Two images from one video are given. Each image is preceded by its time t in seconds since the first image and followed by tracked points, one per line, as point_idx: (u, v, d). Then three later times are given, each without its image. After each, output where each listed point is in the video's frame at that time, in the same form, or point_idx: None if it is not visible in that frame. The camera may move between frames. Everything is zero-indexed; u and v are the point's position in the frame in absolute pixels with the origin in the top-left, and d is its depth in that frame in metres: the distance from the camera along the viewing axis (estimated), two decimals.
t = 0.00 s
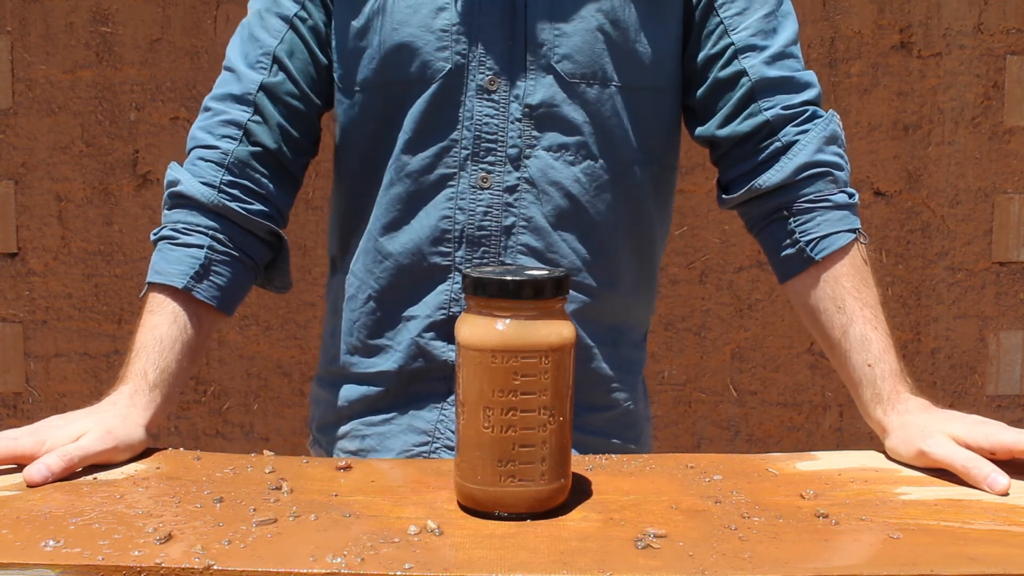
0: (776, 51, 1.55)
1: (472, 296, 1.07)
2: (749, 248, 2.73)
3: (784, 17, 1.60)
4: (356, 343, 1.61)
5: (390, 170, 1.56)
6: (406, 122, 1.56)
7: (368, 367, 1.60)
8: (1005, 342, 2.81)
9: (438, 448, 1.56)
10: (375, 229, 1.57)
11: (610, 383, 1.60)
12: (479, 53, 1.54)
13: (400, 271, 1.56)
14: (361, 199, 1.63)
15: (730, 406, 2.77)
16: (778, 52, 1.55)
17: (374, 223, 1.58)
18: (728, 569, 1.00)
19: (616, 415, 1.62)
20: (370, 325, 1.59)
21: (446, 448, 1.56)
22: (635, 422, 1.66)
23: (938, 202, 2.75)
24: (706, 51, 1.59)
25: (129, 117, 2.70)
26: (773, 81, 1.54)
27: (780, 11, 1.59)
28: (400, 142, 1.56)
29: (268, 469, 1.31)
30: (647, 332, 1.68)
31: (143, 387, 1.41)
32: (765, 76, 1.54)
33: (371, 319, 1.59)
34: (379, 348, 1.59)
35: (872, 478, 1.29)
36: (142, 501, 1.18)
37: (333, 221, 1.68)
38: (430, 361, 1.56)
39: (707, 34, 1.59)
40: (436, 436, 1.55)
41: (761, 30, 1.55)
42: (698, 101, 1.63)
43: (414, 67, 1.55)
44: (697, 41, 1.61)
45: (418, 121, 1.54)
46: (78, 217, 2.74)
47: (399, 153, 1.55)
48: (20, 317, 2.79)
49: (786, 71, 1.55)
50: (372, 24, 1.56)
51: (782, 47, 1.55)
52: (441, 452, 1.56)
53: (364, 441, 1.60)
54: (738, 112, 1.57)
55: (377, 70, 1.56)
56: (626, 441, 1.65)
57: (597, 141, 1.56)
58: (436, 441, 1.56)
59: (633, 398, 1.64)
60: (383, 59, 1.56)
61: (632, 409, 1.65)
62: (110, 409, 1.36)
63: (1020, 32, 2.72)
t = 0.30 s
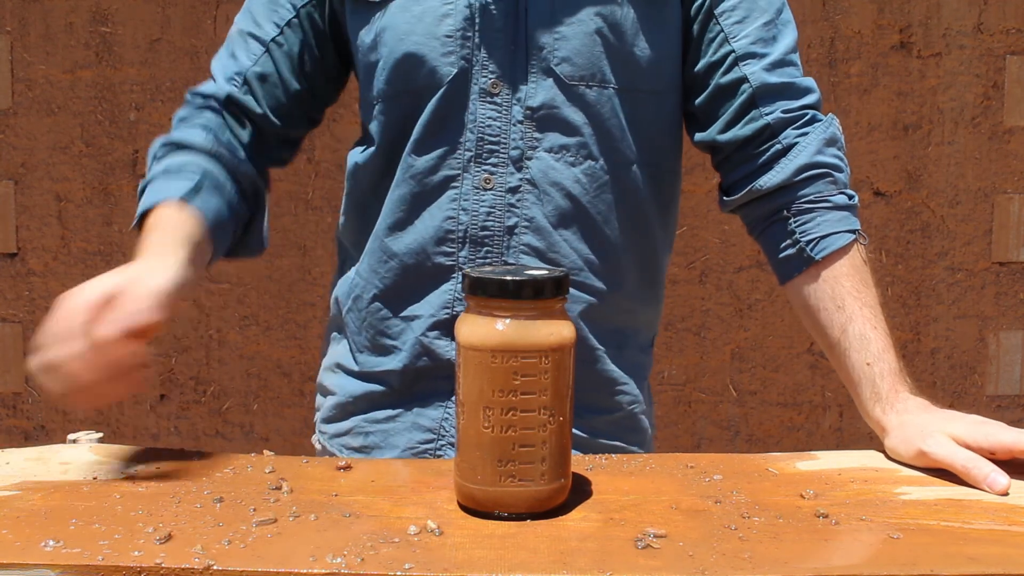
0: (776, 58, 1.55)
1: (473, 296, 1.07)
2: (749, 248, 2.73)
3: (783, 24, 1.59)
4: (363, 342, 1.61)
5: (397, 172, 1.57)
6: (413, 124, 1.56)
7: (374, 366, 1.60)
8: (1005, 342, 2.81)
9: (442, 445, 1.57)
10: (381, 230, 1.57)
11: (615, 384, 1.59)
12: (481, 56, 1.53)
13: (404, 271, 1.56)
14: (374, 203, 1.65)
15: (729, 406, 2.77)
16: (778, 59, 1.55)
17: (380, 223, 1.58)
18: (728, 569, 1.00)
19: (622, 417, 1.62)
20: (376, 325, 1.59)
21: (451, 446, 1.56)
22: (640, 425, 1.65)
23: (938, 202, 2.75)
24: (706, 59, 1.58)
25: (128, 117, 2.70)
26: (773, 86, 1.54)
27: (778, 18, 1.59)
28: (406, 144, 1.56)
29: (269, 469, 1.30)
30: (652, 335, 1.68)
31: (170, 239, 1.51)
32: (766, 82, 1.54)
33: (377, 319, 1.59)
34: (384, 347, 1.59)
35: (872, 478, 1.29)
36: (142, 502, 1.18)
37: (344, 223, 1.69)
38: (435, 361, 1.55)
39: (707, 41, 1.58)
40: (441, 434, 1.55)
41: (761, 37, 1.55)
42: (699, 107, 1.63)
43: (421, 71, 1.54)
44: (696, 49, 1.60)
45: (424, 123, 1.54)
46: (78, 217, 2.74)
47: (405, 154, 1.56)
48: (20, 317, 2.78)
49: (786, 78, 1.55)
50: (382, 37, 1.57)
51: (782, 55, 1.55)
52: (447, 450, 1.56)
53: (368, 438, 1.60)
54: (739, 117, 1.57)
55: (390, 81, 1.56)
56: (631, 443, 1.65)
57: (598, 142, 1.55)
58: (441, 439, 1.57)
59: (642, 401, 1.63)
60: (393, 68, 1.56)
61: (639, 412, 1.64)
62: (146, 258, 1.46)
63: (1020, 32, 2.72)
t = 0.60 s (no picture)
0: (773, 59, 1.55)
1: (472, 297, 1.07)
2: (749, 248, 2.73)
3: (779, 26, 1.59)
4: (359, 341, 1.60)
5: (393, 170, 1.55)
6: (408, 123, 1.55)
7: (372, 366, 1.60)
8: (1005, 342, 2.81)
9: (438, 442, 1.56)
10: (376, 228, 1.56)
11: (609, 383, 1.59)
12: (477, 56, 1.53)
13: (400, 269, 1.55)
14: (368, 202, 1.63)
15: (730, 406, 2.77)
16: (775, 60, 1.55)
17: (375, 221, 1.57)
18: (728, 569, 1.00)
19: (620, 417, 1.62)
20: (373, 323, 1.57)
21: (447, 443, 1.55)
22: (638, 425, 1.65)
23: (938, 202, 2.75)
24: (703, 61, 1.58)
25: (128, 117, 2.70)
26: (770, 87, 1.54)
27: (776, 20, 1.59)
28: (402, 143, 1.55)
29: (268, 469, 1.30)
30: (651, 336, 1.68)
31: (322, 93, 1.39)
32: (762, 83, 1.54)
33: (373, 318, 1.57)
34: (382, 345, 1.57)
35: (872, 478, 1.29)
36: (142, 501, 1.18)
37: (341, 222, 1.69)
38: (430, 357, 1.56)
39: (703, 44, 1.58)
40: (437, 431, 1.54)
41: (757, 39, 1.55)
42: (696, 109, 1.63)
43: (416, 72, 1.53)
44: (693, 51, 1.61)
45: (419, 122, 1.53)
46: (78, 217, 2.74)
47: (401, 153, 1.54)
48: (20, 317, 2.78)
49: (783, 78, 1.55)
50: (378, 33, 1.53)
51: (779, 55, 1.55)
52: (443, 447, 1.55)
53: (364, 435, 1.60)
54: (736, 118, 1.57)
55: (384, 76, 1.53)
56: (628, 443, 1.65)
57: (591, 141, 1.55)
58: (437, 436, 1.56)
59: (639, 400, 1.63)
60: (388, 67, 1.53)
61: (637, 412, 1.64)
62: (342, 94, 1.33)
63: (1020, 32, 2.72)
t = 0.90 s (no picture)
0: (776, 60, 1.56)
1: (473, 296, 1.07)
2: (749, 248, 2.73)
3: (781, 27, 1.60)
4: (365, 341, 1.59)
5: (399, 171, 1.55)
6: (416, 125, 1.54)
7: (376, 366, 1.59)
8: (1005, 342, 2.81)
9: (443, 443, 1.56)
10: (382, 229, 1.55)
11: (616, 385, 1.59)
12: (485, 58, 1.53)
13: (406, 270, 1.54)
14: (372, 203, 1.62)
15: (730, 406, 2.77)
16: (778, 61, 1.55)
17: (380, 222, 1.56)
18: (729, 569, 1.00)
19: (622, 418, 1.62)
20: (378, 324, 1.57)
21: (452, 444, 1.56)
22: (640, 425, 1.65)
23: (938, 202, 2.75)
24: (707, 61, 1.58)
25: (129, 117, 2.70)
26: (773, 87, 1.54)
27: (778, 21, 1.59)
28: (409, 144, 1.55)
29: (268, 469, 1.30)
30: (652, 337, 1.68)
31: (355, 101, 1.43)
32: (766, 84, 1.54)
33: (379, 319, 1.57)
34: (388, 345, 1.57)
35: (872, 478, 1.29)
36: (143, 501, 1.18)
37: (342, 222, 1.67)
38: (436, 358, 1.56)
39: (707, 44, 1.58)
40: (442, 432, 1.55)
41: (760, 40, 1.55)
42: (699, 109, 1.63)
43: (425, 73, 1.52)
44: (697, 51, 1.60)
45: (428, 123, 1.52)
46: (77, 217, 2.74)
47: (408, 154, 1.54)
48: (19, 317, 2.78)
49: (785, 79, 1.56)
50: (384, 33, 1.53)
51: (781, 56, 1.56)
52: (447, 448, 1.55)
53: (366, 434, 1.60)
54: (738, 118, 1.57)
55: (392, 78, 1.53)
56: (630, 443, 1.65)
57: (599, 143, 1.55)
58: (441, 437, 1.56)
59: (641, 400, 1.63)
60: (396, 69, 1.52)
61: (639, 412, 1.64)
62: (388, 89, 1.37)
63: (1020, 32, 2.72)
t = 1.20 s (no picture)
0: (777, 60, 1.56)
1: (473, 297, 1.07)
2: (749, 248, 2.73)
3: (783, 28, 1.60)
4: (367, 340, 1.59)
5: (402, 171, 1.55)
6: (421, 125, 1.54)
7: (379, 365, 1.59)
8: (1005, 342, 2.81)
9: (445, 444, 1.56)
10: (385, 229, 1.55)
11: (619, 386, 1.59)
12: (490, 58, 1.53)
13: (409, 270, 1.54)
14: (375, 203, 1.62)
15: (730, 406, 2.77)
16: (779, 61, 1.56)
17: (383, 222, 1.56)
18: (729, 569, 1.00)
19: (623, 419, 1.62)
20: (380, 324, 1.57)
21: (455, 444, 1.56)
22: (642, 425, 1.66)
23: (938, 202, 2.75)
24: (709, 61, 1.58)
25: (129, 117, 2.70)
26: (774, 87, 1.54)
27: (780, 22, 1.60)
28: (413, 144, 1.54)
29: (268, 469, 1.30)
30: (654, 337, 1.68)
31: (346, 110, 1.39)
32: (767, 83, 1.54)
33: (381, 318, 1.57)
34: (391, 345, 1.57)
35: (872, 478, 1.29)
36: (143, 502, 1.18)
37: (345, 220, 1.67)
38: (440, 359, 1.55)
39: (709, 44, 1.58)
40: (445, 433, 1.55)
41: (762, 40, 1.56)
42: (701, 109, 1.62)
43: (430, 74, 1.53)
44: (699, 51, 1.60)
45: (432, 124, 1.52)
46: (77, 217, 2.74)
47: (411, 154, 1.53)
48: (19, 317, 2.78)
49: (787, 79, 1.56)
50: (388, 33, 1.53)
51: (783, 57, 1.56)
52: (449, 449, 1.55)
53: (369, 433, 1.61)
54: (740, 118, 1.57)
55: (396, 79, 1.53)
56: (631, 443, 1.65)
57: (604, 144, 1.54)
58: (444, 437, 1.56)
59: (643, 400, 1.63)
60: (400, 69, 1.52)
61: (641, 412, 1.65)
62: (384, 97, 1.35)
63: (1020, 32, 2.72)
